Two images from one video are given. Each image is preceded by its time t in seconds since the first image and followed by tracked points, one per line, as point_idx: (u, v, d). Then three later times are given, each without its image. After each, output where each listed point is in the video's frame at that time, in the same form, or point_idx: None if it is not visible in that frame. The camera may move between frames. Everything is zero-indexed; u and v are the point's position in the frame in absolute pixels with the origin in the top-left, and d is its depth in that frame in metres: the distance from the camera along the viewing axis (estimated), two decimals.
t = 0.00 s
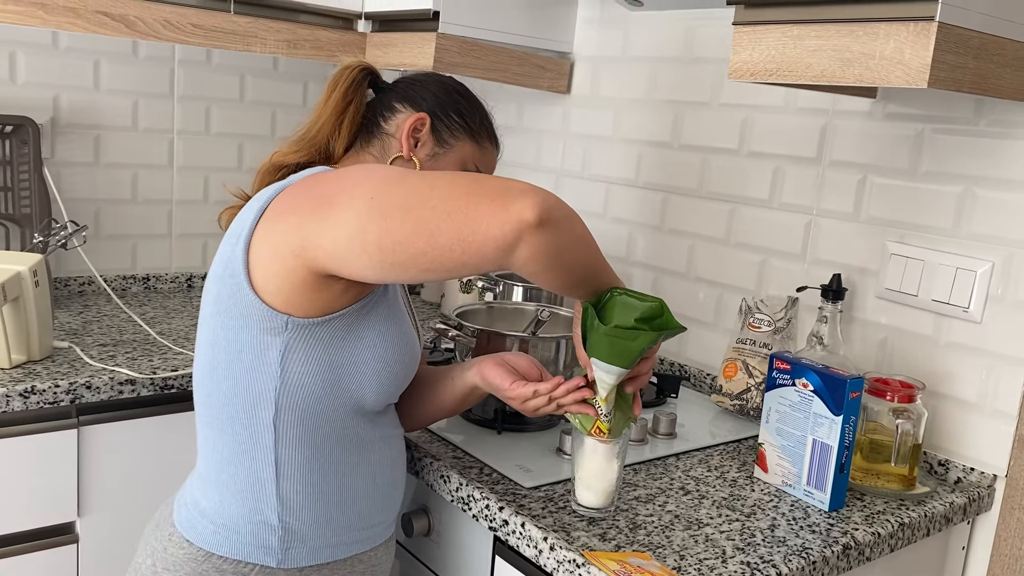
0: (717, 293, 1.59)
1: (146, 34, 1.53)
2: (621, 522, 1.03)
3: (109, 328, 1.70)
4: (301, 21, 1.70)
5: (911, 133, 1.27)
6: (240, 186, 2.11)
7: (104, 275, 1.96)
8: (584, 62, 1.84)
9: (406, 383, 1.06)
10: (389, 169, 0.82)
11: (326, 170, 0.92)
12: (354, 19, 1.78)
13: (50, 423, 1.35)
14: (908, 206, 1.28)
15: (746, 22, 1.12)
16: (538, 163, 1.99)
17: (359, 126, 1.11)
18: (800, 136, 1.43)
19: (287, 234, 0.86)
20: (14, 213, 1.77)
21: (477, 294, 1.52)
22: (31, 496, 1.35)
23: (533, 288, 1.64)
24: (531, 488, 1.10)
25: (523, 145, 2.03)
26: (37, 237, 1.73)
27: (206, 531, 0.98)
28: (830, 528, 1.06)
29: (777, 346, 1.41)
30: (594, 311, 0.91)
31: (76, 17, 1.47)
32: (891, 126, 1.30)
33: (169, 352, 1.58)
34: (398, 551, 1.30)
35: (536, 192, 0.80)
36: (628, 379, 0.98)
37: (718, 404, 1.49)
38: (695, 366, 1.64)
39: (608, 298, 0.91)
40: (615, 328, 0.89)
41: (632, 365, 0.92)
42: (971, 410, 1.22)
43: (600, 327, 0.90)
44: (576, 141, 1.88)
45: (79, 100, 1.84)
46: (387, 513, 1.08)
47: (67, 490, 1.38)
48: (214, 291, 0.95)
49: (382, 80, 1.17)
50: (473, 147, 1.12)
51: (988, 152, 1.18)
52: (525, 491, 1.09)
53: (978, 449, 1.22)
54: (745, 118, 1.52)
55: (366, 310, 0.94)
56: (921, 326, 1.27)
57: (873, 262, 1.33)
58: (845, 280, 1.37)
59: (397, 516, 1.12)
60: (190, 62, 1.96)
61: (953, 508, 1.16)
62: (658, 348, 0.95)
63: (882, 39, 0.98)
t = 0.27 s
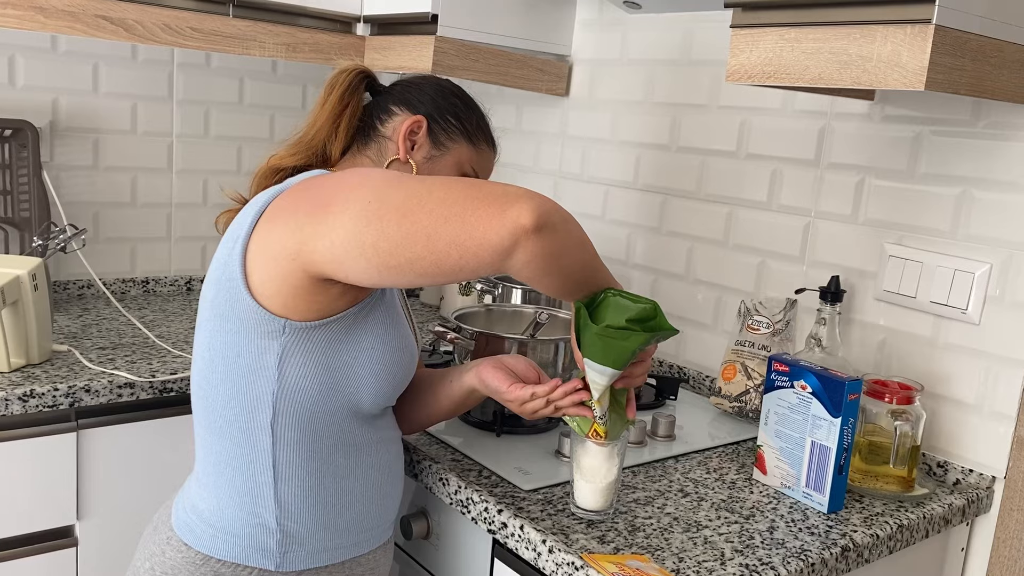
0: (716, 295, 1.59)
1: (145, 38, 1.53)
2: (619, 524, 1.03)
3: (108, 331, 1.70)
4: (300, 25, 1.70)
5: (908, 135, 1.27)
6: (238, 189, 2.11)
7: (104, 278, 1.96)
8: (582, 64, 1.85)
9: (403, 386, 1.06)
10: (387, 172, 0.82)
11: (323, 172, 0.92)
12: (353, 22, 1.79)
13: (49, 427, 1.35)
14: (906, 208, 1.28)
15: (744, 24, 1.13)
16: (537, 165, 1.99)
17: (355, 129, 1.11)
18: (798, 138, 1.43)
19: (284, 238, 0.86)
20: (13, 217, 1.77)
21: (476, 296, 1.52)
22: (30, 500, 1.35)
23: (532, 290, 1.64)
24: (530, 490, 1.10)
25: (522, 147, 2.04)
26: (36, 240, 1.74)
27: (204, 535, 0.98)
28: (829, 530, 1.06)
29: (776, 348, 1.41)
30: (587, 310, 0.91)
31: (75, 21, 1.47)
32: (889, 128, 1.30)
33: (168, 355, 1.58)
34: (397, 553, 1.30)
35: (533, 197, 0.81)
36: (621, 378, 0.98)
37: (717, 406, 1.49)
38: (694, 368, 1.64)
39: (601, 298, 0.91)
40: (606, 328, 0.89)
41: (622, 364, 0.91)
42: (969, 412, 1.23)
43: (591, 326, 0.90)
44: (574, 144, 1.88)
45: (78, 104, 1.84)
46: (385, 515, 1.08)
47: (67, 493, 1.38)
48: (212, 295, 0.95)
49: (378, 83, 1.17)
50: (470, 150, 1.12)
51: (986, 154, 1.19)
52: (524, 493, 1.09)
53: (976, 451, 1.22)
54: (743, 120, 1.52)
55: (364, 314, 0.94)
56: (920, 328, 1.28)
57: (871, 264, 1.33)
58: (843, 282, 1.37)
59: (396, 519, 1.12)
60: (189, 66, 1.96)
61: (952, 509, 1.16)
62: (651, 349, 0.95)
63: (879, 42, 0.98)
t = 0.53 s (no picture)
0: (714, 295, 1.59)
1: (141, 38, 1.53)
2: (617, 524, 1.03)
3: (106, 332, 1.70)
4: (297, 25, 1.70)
5: (906, 134, 1.27)
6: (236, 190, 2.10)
7: (101, 279, 1.96)
8: (580, 64, 1.84)
9: (399, 387, 1.06)
10: (381, 173, 0.82)
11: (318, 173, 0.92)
12: (350, 23, 1.78)
13: (46, 429, 1.35)
14: (904, 206, 1.28)
15: (740, 23, 1.12)
16: (535, 165, 1.99)
17: (351, 129, 1.11)
18: (795, 137, 1.43)
19: (278, 239, 0.86)
20: (10, 218, 1.77)
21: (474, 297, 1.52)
22: (27, 502, 1.34)
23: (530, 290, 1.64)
24: (527, 490, 1.10)
25: (520, 147, 2.03)
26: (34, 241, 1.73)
27: (200, 536, 0.98)
28: (827, 530, 1.06)
29: (774, 347, 1.41)
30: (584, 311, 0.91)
31: (71, 21, 1.47)
32: (886, 127, 1.30)
33: (166, 356, 1.58)
34: (395, 554, 1.30)
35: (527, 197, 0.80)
36: (618, 377, 0.98)
37: (715, 406, 1.49)
38: (692, 367, 1.64)
39: (598, 299, 0.91)
40: (603, 329, 0.88)
41: (621, 365, 0.91)
42: (967, 411, 1.23)
43: (588, 327, 0.89)
44: (572, 143, 1.88)
45: (75, 105, 1.84)
46: (382, 516, 1.07)
47: (64, 494, 1.38)
48: (207, 295, 0.95)
49: (373, 82, 1.17)
50: (466, 149, 1.12)
51: (983, 153, 1.19)
52: (521, 493, 1.09)
53: (974, 450, 1.22)
54: (741, 119, 1.52)
55: (358, 315, 0.94)
56: (918, 327, 1.27)
57: (869, 263, 1.33)
58: (841, 281, 1.37)
59: (392, 520, 1.12)
60: (186, 66, 1.96)
61: (950, 508, 1.16)
62: (648, 348, 0.95)
63: (876, 41, 0.98)
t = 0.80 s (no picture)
0: (712, 295, 1.59)
1: (139, 40, 1.53)
2: (615, 524, 1.03)
3: (104, 334, 1.70)
4: (294, 26, 1.70)
5: (903, 133, 1.27)
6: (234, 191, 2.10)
7: (99, 281, 1.96)
8: (578, 64, 1.85)
9: (397, 388, 1.06)
10: (377, 172, 0.82)
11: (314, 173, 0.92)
12: (347, 24, 1.78)
13: (44, 431, 1.35)
14: (901, 206, 1.28)
15: (737, 24, 1.12)
16: (533, 166, 1.99)
17: (348, 129, 1.11)
18: (793, 138, 1.43)
19: (274, 239, 0.86)
20: (8, 220, 1.77)
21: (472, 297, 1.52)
22: (25, 504, 1.34)
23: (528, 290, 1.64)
24: (526, 491, 1.10)
25: (518, 148, 2.04)
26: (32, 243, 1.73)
27: (198, 537, 0.98)
28: (825, 530, 1.06)
29: (772, 347, 1.41)
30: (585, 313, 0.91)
31: (69, 23, 1.47)
32: (884, 127, 1.30)
33: (164, 357, 1.58)
34: (394, 555, 1.30)
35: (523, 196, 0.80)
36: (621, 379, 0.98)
37: (714, 406, 1.49)
38: (690, 368, 1.64)
39: (599, 301, 0.91)
40: (606, 332, 0.89)
41: (624, 367, 0.92)
42: (964, 410, 1.23)
43: (591, 331, 0.90)
44: (570, 144, 1.88)
45: (73, 107, 1.84)
46: (380, 517, 1.07)
47: (62, 496, 1.38)
48: (204, 297, 0.95)
49: (370, 83, 1.17)
50: (463, 149, 1.12)
51: (980, 152, 1.19)
52: (519, 494, 1.09)
53: (972, 449, 1.22)
54: (739, 119, 1.52)
55: (355, 316, 0.94)
56: (915, 326, 1.28)
57: (866, 263, 1.33)
58: (839, 281, 1.37)
59: (390, 521, 1.12)
60: (184, 68, 1.96)
61: (948, 508, 1.16)
62: (648, 350, 0.95)
63: (872, 41, 0.98)
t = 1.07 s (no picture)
0: (710, 295, 1.59)
1: (137, 41, 1.53)
2: (613, 524, 1.03)
3: (103, 335, 1.70)
4: (292, 27, 1.70)
5: (900, 133, 1.28)
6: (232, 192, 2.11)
7: (98, 283, 1.96)
8: (575, 65, 1.85)
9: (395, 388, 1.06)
10: (375, 172, 0.82)
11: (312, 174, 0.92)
12: (345, 25, 1.78)
13: (42, 432, 1.35)
14: (898, 205, 1.28)
15: (734, 24, 1.13)
16: (531, 166, 1.99)
17: (345, 130, 1.11)
18: (790, 137, 1.43)
19: (272, 239, 0.86)
20: (6, 222, 1.77)
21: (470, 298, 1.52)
22: (23, 505, 1.34)
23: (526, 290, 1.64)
24: (524, 491, 1.10)
25: (516, 148, 2.04)
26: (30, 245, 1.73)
27: (197, 538, 0.98)
28: (823, 528, 1.06)
29: (770, 346, 1.41)
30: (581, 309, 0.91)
31: (67, 25, 1.47)
32: (881, 126, 1.30)
33: (163, 359, 1.58)
34: (392, 556, 1.30)
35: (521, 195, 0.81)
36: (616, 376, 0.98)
37: (712, 405, 1.49)
38: (688, 367, 1.64)
39: (595, 297, 0.91)
40: (602, 327, 0.88)
41: (620, 363, 0.92)
42: (962, 409, 1.23)
43: (587, 325, 0.89)
44: (568, 144, 1.88)
45: (71, 108, 1.84)
46: (379, 517, 1.08)
47: (61, 498, 1.38)
48: (202, 298, 0.95)
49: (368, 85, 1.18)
50: (460, 149, 1.12)
51: (976, 151, 1.19)
52: (518, 494, 1.09)
53: (970, 448, 1.22)
54: (737, 119, 1.52)
55: (353, 316, 0.94)
56: (913, 325, 1.28)
57: (864, 262, 1.33)
58: (836, 280, 1.37)
59: (389, 521, 1.12)
60: (181, 69, 1.96)
61: (946, 507, 1.16)
62: (644, 345, 0.95)
63: (868, 40, 0.98)
